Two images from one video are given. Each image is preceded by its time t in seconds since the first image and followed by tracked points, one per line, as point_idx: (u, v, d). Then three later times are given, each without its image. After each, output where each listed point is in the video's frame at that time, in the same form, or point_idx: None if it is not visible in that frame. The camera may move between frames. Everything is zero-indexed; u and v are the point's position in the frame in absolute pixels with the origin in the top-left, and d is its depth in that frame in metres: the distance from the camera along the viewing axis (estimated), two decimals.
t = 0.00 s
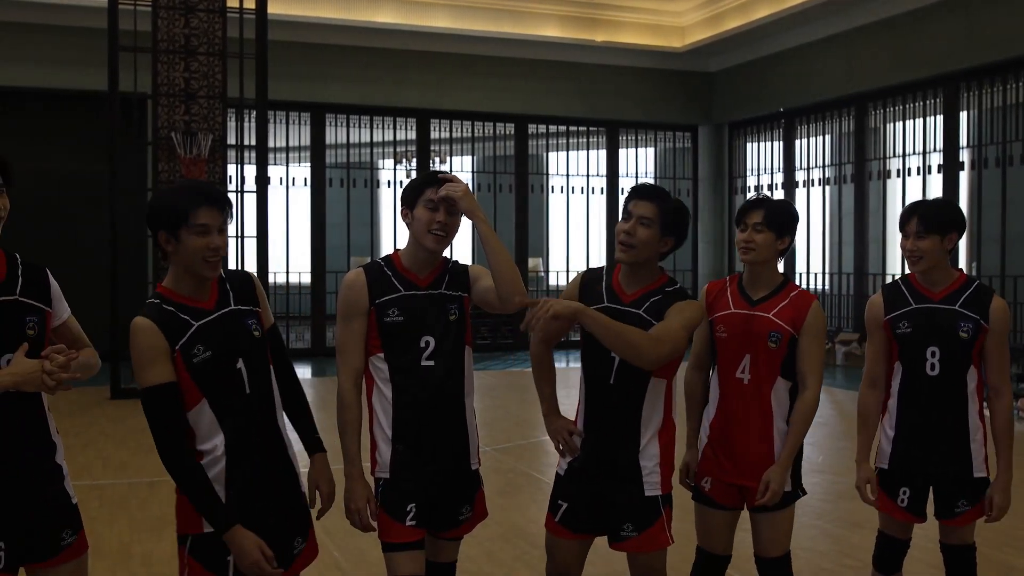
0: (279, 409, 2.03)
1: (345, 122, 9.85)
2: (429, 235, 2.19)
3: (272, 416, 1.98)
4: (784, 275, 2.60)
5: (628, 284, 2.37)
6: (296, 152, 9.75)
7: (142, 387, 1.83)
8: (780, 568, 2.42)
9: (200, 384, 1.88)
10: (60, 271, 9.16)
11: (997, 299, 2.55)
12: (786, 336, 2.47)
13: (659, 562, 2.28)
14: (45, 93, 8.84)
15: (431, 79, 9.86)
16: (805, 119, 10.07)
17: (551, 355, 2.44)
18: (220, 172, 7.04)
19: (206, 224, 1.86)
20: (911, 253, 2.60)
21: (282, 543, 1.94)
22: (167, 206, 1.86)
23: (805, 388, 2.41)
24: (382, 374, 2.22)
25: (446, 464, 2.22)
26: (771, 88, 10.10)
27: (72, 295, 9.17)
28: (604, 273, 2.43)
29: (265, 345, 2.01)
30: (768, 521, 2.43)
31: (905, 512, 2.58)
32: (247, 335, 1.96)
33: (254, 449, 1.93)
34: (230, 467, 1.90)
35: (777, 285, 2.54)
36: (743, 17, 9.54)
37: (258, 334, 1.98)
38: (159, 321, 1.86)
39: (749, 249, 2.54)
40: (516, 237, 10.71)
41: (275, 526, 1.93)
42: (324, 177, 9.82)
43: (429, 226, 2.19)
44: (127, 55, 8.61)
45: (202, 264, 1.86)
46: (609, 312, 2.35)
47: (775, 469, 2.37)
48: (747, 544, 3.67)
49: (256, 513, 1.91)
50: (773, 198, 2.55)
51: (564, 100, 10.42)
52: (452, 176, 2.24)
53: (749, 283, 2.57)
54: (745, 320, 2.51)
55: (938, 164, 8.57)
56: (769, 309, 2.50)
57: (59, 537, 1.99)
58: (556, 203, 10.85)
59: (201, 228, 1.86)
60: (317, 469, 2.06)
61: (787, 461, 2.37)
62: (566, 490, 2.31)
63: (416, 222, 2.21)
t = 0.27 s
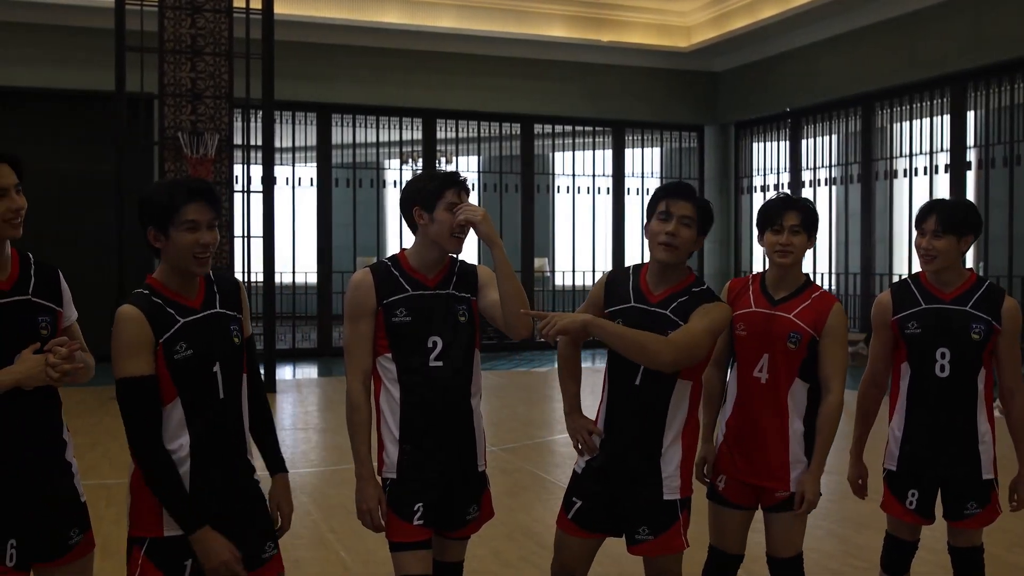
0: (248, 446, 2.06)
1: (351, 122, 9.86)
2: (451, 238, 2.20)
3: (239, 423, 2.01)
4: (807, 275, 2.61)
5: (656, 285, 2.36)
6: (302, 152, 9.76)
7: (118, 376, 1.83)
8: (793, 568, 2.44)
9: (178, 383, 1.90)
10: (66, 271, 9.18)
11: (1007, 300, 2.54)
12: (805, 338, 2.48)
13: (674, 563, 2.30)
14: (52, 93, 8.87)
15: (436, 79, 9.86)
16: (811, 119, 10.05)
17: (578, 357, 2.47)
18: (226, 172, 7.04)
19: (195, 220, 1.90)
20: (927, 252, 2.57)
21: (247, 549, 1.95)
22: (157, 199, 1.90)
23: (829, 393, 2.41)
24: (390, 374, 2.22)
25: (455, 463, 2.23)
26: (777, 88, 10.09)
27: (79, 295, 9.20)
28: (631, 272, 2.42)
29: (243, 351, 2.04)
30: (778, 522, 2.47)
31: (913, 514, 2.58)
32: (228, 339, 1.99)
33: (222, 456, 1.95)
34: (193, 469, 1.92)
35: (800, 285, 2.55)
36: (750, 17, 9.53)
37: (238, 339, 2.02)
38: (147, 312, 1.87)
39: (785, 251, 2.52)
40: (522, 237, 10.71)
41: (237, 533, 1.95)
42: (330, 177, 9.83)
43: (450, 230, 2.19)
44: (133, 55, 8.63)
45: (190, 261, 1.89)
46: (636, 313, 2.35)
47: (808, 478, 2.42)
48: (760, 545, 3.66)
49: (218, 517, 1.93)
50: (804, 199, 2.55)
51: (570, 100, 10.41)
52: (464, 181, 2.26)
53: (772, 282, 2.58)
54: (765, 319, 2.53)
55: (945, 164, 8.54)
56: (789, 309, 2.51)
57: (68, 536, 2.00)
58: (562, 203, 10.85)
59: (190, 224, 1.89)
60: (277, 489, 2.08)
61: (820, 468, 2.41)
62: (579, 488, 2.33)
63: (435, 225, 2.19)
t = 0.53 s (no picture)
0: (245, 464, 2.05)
1: (358, 122, 9.87)
2: (458, 240, 2.21)
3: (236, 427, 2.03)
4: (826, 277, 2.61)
5: (673, 283, 2.36)
6: (310, 153, 9.78)
7: (117, 366, 1.84)
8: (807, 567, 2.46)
9: (184, 378, 1.92)
10: (74, 271, 9.22)
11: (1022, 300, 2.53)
12: (826, 340, 2.48)
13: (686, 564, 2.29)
14: (61, 94, 8.90)
15: (444, 79, 9.87)
16: (820, 118, 10.02)
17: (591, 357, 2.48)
18: (234, 172, 7.06)
19: (231, 215, 1.97)
20: (940, 249, 2.57)
21: (232, 548, 1.97)
22: (190, 197, 1.92)
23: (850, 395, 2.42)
24: (400, 374, 2.23)
25: (467, 462, 2.23)
26: (785, 87, 10.06)
27: (87, 295, 9.23)
28: (648, 271, 2.43)
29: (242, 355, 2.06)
30: (796, 521, 2.47)
31: (924, 515, 2.56)
32: (232, 340, 2.01)
33: (213, 460, 1.97)
34: (189, 465, 1.94)
35: (819, 287, 2.56)
36: (757, 16, 9.51)
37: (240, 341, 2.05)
38: (158, 307, 1.89)
39: (795, 250, 2.55)
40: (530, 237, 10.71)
41: (223, 534, 1.96)
42: (337, 177, 9.85)
43: (459, 230, 2.19)
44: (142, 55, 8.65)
45: (223, 255, 1.96)
46: (651, 311, 2.34)
47: (829, 481, 2.39)
48: (773, 545, 3.64)
49: (204, 519, 1.94)
50: (824, 199, 2.55)
51: (578, 100, 10.41)
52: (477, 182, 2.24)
53: (792, 282, 2.59)
54: (785, 320, 2.53)
55: (954, 163, 8.52)
56: (809, 311, 2.51)
57: (82, 535, 2.01)
58: (569, 203, 10.85)
59: (229, 218, 1.96)
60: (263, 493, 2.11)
61: (841, 470, 2.39)
62: (595, 488, 2.33)
63: (443, 226, 2.20)
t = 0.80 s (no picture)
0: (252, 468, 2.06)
1: (366, 122, 9.88)
2: (462, 245, 2.20)
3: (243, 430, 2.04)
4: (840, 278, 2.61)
5: (682, 283, 2.36)
6: (318, 152, 9.80)
7: (119, 362, 1.85)
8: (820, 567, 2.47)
9: (187, 376, 1.92)
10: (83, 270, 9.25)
11: None
12: (841, 340, 2.49)
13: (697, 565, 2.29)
14: (71, 94, 8.94)
15: (452, 79, 9.87)
16: (828, 118, 9.99)
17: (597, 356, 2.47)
18: (243, 172, 7.08)
19: (243, 217, 1.98)
20: (957, 250, 2.55)
21: (236, 549, 1.97)
22: (199, 198, 1.93)
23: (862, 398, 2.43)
24: (410, 374, 2.22)
25: (476, 461, 2.23)
26: (794, 87, 10.04)
27: (95, 294, 9.26)
28: (656, 270, 2.43)
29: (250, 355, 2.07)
30: (809, 517, 2.49)
31: (934, 515, 2.56)
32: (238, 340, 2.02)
33: (219, 460, 1.97)
34: (193, 466, 1.94)
35: (832, 287, 2.56)
36: (766, 16, 9.49)
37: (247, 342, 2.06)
38: (162, 304, 1.90)
39: (805, 250, 2.56)
40: (537, 237, 10.71)
41: (225, 533, 1.97)
42: (345, 177, 9.87)
43: (464, 236, 2.19)
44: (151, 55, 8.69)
45: (234, 257, 1.96)
46: (662, 311, 2.34)
47: (841, 478, 2.40)
48: (785, 546, 3.63)
49: (207, 519, 1.95)
50: (838, 200, 2.55)
51: (586, 100, 10.40)
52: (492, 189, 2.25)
53: (805, 283, 2.58)
54: (799, 320, 2.53)
55: (963, 163, 8.48)
56: (824, 311, 2.51)
57: (98, 529, 2.02)
58: (577, 203, 10.85)
59: (241, 220, 1.96)
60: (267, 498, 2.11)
61: (854, 468, 2.40)
62: (607, 490, 2.32)
63: (450, 228, 2.20)
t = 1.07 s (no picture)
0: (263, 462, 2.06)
1: (374, 122, 9.90)
2: (473, 243, 2.20)
3: (256, 429, 2.04)
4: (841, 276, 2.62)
5: (692, 283, 2.36)
6: (327, 152, 9.82)
7: (129, 361, 1.87)
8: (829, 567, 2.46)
9: (195, 374, 1.93)
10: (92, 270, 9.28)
11: None
12: (848, 338, 2.51)
13: (708, 565, 2.29)
14: (81, 95, 8.97)
15: (459, 79, 9.88)
16: (837, 118, 9.97)
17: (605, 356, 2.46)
18: (251, 172, 7.10)
19: (245, 213, 1.97)
20: (981, 252, 2.53)
21: (245, 548, 1.97)
22: (202, 196, 1.93)
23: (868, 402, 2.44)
24: (420, 374, 2.23)
25: (487, 458, 2.23)
26: (802, 87, 10.02)
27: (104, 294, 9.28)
28: (666, 270, 2.42)
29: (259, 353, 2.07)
30: (819, 516, 2.49)
31: (950, 514, 2.53)
32: (247, 336, 2.03)
33: (227, 458, 1.97)
34: (202, 463, 1.95)
35: (835, 286, 2.57)
36: (774, 15, 9.47)
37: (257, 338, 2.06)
38: (167, 302, 1.92)
39: (813, 250, 2.54)
40: (545, 236, 10.71)
41: (234, 533, 1.96)
42: (353, 177, 9.88)
43: (474, 236, 2.19)
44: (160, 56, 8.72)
45: (238, 252, 1.97)
46: (673, 311, 2.34)
47: (857, 476, 2.42)
48: (796, 546, 3.62)
49: (219, 516, 1.96)
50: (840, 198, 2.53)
51: (594, 100, 10.40)
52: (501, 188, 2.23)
53: (808, 282, 2.58)
54: (806, 319, 2.53)
55: (972, 163, 8.46)
56: (829, 309, 2.53)
57: (111, 526, 2.03)
58: (585, 203, 10.85)
59: (242, 217, 1.96)
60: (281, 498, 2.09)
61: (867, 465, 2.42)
62: (617, 487, 2.33)
63: (461, 228, 2.20)
